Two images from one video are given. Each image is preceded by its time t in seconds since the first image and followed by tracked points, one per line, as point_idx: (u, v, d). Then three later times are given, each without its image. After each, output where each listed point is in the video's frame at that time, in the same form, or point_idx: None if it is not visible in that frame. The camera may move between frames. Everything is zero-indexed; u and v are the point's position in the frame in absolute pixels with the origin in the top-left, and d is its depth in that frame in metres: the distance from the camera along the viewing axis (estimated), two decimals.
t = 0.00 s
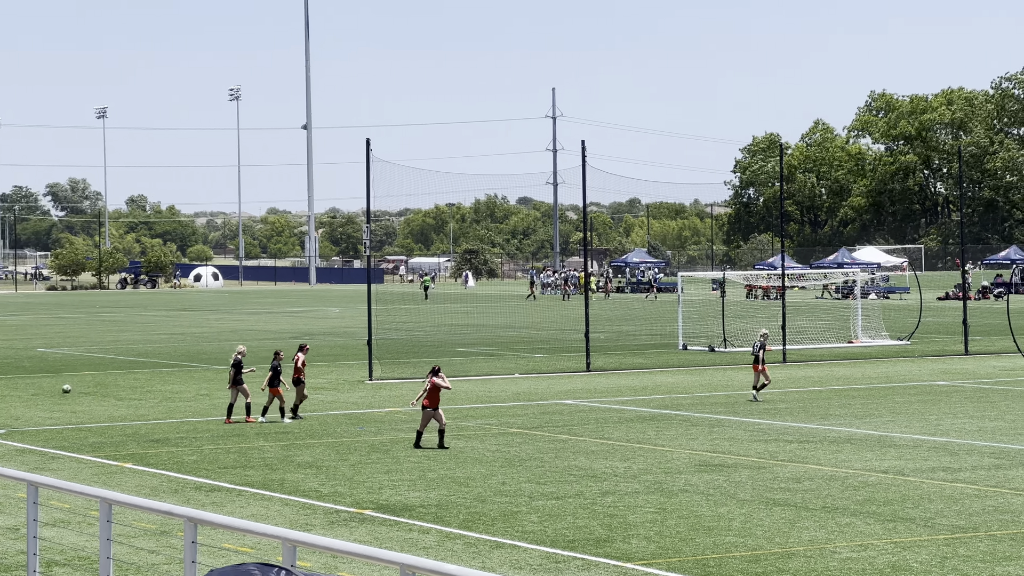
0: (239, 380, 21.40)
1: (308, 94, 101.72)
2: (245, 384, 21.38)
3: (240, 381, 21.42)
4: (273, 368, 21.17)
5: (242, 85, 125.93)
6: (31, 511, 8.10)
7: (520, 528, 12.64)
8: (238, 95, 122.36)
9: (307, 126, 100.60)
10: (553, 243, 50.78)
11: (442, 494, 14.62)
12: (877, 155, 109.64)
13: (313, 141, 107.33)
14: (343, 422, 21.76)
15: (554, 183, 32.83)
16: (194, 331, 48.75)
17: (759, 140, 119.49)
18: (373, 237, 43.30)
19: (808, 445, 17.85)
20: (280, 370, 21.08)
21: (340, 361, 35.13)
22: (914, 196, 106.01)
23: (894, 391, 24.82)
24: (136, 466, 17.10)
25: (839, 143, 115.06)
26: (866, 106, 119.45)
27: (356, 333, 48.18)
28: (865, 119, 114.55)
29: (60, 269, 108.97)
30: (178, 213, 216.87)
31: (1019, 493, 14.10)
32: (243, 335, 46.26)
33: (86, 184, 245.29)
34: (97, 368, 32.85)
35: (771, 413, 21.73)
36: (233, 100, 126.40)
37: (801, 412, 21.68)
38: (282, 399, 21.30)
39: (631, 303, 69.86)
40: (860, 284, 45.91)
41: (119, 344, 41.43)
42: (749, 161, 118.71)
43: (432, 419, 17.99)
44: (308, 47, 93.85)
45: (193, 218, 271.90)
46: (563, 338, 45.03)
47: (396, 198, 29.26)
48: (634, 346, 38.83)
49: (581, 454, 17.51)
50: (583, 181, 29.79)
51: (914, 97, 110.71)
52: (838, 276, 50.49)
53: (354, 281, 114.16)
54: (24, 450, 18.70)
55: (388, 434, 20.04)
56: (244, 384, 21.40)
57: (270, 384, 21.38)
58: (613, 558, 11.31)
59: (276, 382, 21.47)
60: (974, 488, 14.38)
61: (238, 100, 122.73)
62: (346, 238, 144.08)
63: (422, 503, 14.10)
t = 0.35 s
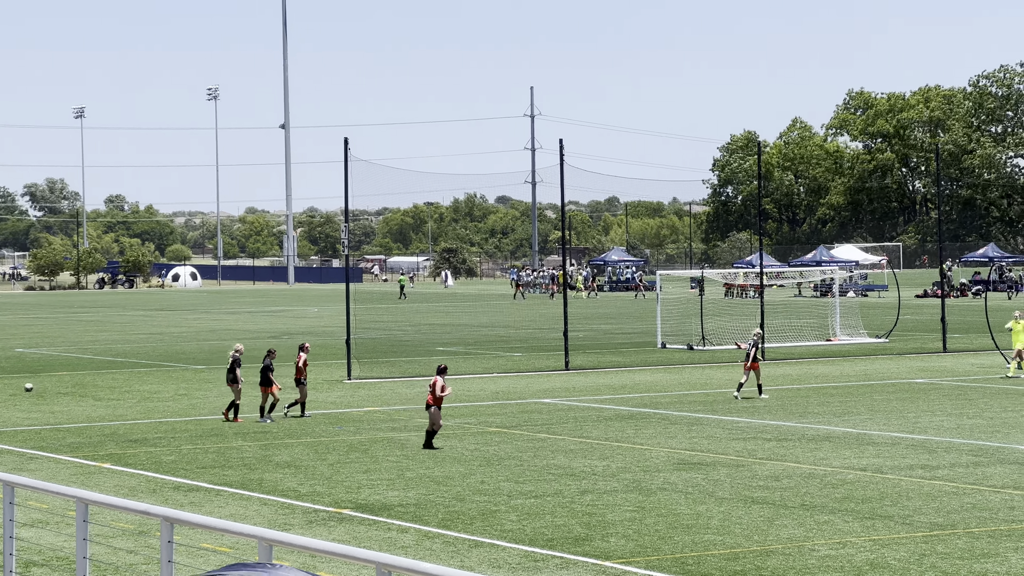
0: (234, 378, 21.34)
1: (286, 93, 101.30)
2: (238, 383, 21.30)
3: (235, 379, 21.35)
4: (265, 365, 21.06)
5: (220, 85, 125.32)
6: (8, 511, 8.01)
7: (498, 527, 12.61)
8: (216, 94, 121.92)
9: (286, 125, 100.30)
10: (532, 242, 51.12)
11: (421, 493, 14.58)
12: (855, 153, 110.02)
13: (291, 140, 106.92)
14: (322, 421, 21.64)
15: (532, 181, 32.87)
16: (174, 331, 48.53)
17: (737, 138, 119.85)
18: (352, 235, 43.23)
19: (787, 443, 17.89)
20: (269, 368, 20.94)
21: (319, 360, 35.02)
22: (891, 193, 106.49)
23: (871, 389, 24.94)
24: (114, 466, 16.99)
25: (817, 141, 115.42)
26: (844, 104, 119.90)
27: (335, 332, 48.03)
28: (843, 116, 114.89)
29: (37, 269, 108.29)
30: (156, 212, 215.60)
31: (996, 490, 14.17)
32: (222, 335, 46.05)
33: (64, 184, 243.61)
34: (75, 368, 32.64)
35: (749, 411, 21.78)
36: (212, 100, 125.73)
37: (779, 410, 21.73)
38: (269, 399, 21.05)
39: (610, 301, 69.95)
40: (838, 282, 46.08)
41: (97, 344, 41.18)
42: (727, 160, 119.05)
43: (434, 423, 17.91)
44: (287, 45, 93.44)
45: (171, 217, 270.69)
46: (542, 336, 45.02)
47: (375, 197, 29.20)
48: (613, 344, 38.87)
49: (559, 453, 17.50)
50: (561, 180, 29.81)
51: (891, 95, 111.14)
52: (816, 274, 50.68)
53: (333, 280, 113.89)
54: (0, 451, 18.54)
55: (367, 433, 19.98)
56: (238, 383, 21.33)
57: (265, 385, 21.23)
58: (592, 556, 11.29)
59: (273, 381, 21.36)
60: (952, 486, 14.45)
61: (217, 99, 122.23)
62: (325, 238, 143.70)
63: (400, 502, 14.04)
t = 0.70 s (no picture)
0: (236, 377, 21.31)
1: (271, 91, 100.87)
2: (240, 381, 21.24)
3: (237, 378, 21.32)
4: (266, 364, 20.95)
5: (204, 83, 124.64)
6: None
7: (483, 524, 12.59)
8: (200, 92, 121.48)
9: (270, 123, 99.94)
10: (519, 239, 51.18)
11: (406, 491, 14.54)
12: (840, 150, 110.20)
13: (275, 138, 106.46)
14: (306, 419, 21.56)
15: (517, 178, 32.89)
16: (158, 329, 48.34)
17: (721, 135, 119.97)
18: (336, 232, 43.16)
19: (772, 439, 17.90)
20: (271, 368, 20.84)
21: (304, 358, 34.94)
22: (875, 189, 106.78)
23: (856, 384, 25.00)
24: (99, 464, 16.91)
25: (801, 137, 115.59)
26: (827, 101, 120.14)
27: (320, 330, 47.96)
28: (827, 113, 115.07)
29: (21, 267, 107.75)
30: (140, 210, 214.53)
31: (980, 485, 14.22)
32: (207, 333, 45.89)
33: (47, 182, 242.18)
34: (58, 366, 32.46)
35: (735, 407, 21.80)
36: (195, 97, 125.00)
37: (764, 406, 21.77)
38: (271, 399, 21.01)
39: (595, 298, 69.99)
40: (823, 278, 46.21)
41: (80, 343, 40.99)
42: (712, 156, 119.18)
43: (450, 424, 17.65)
44: (271, 43, 93.08)
45: (154, 214, 269.57)
46: (527, 333, 45.04)
47: (359, 194, 29.16)
48: (598, 341, 38.89)
49: (545, 450, 17.48)
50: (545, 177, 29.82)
51: (875, 91, 111.35)
52: (801, 271, 50.79)
53: (318, 278, 113.60)
54: None
55: (352, 431, 19.93)
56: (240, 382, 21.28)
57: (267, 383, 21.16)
58: (576, 553, 11.29)
59: (274, 379, 21.30)
60: (936, 481, 14.51)
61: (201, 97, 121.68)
62: (310, 236, 143.32)
63: (385, 499, 14.01)
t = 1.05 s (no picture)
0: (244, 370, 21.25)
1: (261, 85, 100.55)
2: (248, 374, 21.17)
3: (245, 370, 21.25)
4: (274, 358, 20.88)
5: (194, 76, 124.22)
6: None
7: (473, 517, 12.58)
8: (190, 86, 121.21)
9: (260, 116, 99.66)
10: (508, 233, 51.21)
11: (395, 484, 14.53)
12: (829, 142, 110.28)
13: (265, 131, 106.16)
14: (297, 412, 21.52)
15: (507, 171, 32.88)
16: (148, 322, 48.23)
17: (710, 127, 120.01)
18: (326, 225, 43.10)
19: (761, 432, 17.95)
20: (279, 363, 20.76)
21: (294, 351, 34.88)
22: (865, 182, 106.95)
23: (846, 377, 25.07)
24: (89, 458, 16.86)
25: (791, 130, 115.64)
26: (816, 94, 120.25)
27: (309, 323, 47.90)
28: (816, 105, 115.12)
29: (11, 260, 107.37)
30: (130, 204, 213.86)
31: (969, 477, 14.27)
32: (196, 326, 45.81)
33: (37, 176, 241.22)
34: (47, 360, 32.35)
35: (724, 400, 21.82)
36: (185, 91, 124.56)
37: (753, 399, 21.80)
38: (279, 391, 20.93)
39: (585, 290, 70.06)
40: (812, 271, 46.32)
41: (71, 337, 40.87)
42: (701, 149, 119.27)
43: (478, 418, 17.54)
44: (260, 37, 92.82)
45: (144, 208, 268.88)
46: (517, 326, 45.05)
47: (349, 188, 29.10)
48: (587, 334, 38.93)
49: (534, 443, 17.48)
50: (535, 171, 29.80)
51: (864, 84, 111.39)
52: (790, 264, 50.90)
53: (308, 272, 113.39)
54: None
55: (342, 424, 19.92)
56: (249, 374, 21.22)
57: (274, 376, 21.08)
58: (566, 546, 11.30)
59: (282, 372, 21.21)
60: (925, 473, 14.55)
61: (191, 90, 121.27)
62: (301, 229, 143.10)
63: (374, 493, 13.99)
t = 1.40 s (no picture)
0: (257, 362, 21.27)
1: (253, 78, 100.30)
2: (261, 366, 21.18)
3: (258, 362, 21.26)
4: (288, 352, 20.91)
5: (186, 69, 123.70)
6: None
7: (465, 511, 12.56)
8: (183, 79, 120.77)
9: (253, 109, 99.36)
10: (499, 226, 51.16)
11: (387, 478, 14.49)
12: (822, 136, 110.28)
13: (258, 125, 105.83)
14: (290, 405, 21.48)
15: (500, 165, 32.82)
16: (141, 316, 48.13)
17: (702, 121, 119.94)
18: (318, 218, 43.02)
19: (753, 425, 17.94)
20: (293, 357, 20.80)
21: (286, 345, 34.80)
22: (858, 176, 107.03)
23: (839, 371, 25.07)
24: (81, 452, 16.81)
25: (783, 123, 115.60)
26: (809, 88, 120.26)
27: (301, 317, 47.82)
28: (809, 99, 115.09)
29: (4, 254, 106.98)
30: (123, 198, 213.15)
31: (960, 471, 14.29)
32: (189, 320, 45.71)
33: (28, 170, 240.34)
34: (39, 354, 32.24)
35: (717, 394, 21.83)
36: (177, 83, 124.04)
37: (746, 392, 21.80)
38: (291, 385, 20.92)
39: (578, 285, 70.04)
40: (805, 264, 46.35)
41: (62, 330, 40.72)
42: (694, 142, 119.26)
43: (514, 412, 17.52)
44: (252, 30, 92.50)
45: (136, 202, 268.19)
46: (509, 320, 45.03)
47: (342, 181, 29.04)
48: (580, 328, 38.92)
49: (527, 437, 17.46)
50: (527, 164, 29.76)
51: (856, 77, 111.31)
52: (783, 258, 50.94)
53: (301, 265, 113.14)
54: None
55: (335, 417, 19.88)
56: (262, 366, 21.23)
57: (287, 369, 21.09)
58: (558, 540, 11.30)
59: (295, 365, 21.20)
60: (918, 467, 14.56)
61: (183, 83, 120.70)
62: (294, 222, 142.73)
63: (366, 486, 13.97)
